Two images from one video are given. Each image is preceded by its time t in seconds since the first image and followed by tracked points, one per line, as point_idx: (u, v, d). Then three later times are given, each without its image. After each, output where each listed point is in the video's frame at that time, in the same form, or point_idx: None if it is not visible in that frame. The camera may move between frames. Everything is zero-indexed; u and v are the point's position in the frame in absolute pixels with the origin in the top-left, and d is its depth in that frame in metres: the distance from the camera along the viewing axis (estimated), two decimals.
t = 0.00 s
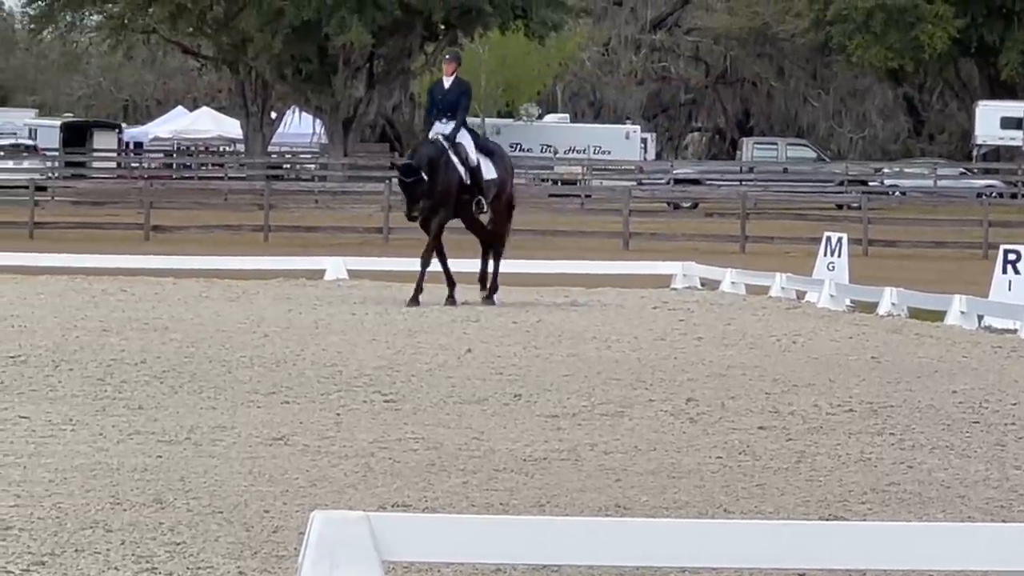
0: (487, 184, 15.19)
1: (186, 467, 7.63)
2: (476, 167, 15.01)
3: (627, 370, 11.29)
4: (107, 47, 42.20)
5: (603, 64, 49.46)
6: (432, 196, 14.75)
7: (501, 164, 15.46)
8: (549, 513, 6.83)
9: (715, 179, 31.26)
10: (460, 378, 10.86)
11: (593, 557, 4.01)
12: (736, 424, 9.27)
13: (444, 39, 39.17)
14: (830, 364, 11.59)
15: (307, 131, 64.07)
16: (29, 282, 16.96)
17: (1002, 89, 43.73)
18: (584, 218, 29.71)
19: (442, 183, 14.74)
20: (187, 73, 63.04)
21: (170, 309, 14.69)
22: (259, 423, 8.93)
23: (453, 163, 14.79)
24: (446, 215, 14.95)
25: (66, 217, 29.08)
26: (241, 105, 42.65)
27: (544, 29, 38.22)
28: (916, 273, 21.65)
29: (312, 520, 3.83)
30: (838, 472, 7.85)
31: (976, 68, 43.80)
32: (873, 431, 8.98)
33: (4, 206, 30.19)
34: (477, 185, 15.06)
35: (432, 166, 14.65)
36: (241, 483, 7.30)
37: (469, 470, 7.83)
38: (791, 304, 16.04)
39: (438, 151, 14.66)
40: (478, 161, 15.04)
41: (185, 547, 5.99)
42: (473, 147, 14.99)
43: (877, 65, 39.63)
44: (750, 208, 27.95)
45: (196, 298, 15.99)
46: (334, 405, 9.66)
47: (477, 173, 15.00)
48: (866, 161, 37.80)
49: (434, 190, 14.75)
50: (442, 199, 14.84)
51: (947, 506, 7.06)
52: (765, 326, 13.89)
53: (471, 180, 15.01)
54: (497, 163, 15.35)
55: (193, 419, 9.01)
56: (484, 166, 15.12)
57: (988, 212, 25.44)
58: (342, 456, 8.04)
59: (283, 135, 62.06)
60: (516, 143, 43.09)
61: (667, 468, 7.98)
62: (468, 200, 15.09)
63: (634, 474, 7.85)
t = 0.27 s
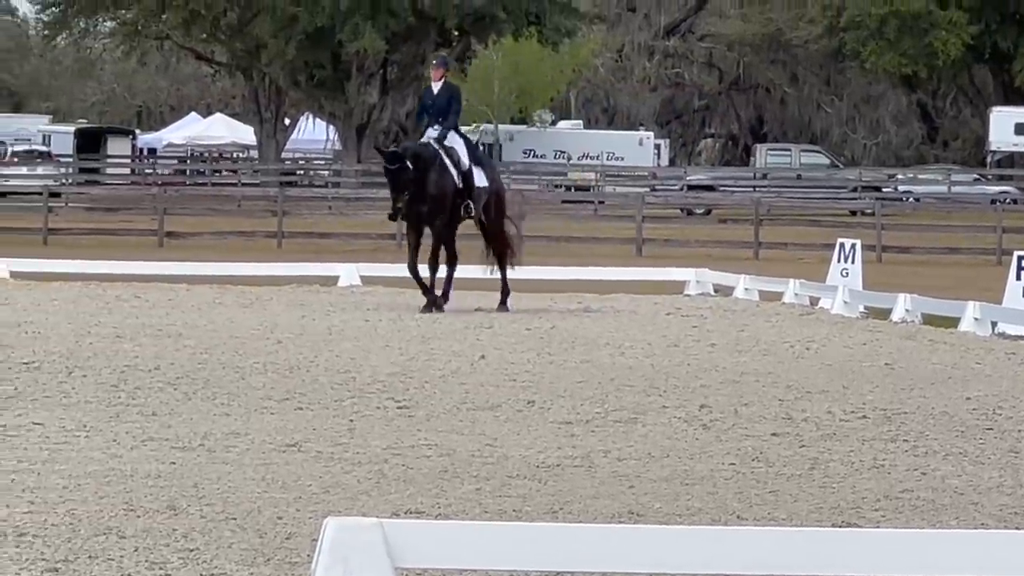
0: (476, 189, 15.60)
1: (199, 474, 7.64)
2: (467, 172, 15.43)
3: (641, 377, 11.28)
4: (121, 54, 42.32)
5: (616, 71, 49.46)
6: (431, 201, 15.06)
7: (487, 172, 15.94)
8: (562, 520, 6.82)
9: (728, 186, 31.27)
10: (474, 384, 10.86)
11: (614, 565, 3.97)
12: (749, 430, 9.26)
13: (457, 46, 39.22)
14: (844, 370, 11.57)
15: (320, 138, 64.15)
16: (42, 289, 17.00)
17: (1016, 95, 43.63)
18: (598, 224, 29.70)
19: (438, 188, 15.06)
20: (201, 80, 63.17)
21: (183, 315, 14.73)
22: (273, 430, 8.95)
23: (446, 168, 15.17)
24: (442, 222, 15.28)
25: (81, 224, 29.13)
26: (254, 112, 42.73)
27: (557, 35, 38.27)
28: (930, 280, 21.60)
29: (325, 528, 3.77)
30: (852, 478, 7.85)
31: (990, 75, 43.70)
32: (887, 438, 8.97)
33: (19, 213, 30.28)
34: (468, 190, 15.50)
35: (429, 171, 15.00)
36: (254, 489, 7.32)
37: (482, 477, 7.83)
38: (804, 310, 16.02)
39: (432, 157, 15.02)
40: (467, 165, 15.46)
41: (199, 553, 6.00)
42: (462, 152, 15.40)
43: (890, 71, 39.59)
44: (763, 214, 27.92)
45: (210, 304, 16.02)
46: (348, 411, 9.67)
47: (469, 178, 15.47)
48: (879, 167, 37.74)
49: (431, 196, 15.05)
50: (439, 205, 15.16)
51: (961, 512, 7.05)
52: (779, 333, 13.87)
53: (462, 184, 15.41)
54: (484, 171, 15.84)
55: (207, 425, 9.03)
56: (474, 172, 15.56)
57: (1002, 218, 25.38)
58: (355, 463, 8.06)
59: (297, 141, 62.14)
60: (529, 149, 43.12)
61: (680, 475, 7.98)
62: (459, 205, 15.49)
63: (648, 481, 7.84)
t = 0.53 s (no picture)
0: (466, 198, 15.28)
1: (210, 481, 7.65)
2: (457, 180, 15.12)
3: (652, 384, 11.27)
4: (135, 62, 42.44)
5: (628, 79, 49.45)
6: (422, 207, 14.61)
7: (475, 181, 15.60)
8: (573, 528, 6.82)
9: (740, 194, 31.25)
10: (485, 392, 10.85)
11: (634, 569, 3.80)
12: (760, 438, 9.25)
13: (468, 53, 39.27)
14: (855, 377, 11.54)
15: (332, 145, 64.21)
16: (54, 296, 17.04)
17: None
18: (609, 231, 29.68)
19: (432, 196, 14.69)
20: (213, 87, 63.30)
21: (195, 323, 14.75)
22: (284, 437, 8.96)
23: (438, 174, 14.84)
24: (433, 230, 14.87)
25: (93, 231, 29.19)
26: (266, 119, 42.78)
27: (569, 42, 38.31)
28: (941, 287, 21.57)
29: (336, 535, 3.66)
30: (863, 486, 7.83)
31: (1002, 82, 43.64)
32: (898, 445, 8.96)
33: (32, 220, 30.35)
34: (459, 197, 15.13)
35: (419, 177, 14.56)
36: (265, 497, 7.32)
37: (493, 485, 7.83)
38: (816, 317, 16.00)
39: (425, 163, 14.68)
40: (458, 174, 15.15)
41: (210, 561, 6.01)
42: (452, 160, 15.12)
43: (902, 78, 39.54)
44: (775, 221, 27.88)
45: (222, 312, 16.04)
46: (359, 419, 9.68)
47: (458, 185, 15.11)
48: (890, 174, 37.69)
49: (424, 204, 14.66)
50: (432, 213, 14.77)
51: (973, 520, 7.03)
52: (790, 340, 13.85)
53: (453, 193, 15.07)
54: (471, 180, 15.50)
55: (218, 432, 9.04)
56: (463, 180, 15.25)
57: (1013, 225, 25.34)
58: (367, 470, 8.06)
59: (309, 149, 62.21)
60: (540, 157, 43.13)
61: (692, 482, 7.98)
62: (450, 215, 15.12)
63: (659, 488, 7.84)
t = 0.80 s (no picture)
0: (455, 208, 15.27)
1: (223, 491, 7.66)
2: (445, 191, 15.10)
3: (665, 394, 11.25)
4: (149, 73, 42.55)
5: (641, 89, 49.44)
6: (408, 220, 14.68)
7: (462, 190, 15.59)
8: (586, 538, 6.80)
9: (754, 203, 31.23)
10: (498, 402, 10.84)
11: None
12: (773, 447, 9.23)
13: (481, 62, 39.31)
14: (868, 387, 11.52)
15: (345, 155, 64.32)
16: (67, 306, 17.08)
17: None
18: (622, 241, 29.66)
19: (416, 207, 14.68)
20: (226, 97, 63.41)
21: (208, 333, 14.77)
22: (297, 447, 8.97)
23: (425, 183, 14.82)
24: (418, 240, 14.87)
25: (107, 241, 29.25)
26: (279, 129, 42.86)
27: (582, 51, 38.32)
28: (955, 296, 21.52)
29: (348, 545, 3.62)
30: (876, 495, 7.82)
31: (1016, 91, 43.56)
32: (911, 454, 8.93)
33: (45, 231, 30.42)
34: (446, 208, 15.10)
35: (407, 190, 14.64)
36: (279, 507, 7.33)
37: (506, 495, 7.83)
38: (829, 327, 15.97)
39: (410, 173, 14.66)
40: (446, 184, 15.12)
41: (224, 570, 6.02)
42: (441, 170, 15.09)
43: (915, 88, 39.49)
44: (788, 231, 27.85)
45: (234, 321, 16.06)
46: (372, 429, 9.68)
47: (447, 195, 15.07)
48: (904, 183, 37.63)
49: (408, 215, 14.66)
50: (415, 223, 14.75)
51: (986, 528, 7.02)
52: (804, 350, 13.81)
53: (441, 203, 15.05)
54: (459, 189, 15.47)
55: (232, 442, 9.05)
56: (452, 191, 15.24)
57: None
58: (380, 481, 8.06)
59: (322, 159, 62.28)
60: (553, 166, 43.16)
61: (705, 491, 7.96)
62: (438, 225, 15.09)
63: (672, 498, 7.83)
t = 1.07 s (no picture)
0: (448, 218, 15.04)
1: (239, 503, 7.68)
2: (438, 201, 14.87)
3: (681, 405, 11.25)
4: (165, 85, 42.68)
5: (656, 100, 49.45)
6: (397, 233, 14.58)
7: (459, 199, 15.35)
8: (602, 548, 6.81)
9: (769, 214, 31.21)
10: (514, 413, 10.86)
11: None
12: (790, 458, 9.23)
13: (497, 73, 39.37)
14: (885, 397, 11.50)
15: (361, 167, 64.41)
16: (83, 318, 17.13)
17: None
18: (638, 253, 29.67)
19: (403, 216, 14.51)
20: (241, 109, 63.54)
21: (224, 345, 14.81)
22: (313, 458, 8.99)
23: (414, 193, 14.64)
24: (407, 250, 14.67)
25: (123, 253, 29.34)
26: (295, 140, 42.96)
27: (597, 62, 38.35)
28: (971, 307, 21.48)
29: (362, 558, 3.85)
30: (892, 506, 7.81)
31: None
32: (928, 464, 8.92)
33: (61, 243, 30.50)
34: (438, 219, 14.89)
35: (398, 202, 14.54)
36: (294, 518, 7.34)
37: (522, 505, 7.84)
38: (845, 338, 15.95)
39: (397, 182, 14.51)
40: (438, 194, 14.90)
41: None
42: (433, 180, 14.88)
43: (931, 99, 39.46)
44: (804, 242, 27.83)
45: (250, 333, 16.10)
46: (388, 440, 9.69)
47: (438, 207, 14.84)
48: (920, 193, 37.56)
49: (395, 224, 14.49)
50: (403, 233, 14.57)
51: (1002, 539, 7.02)
52: (820, 361, 13.80)
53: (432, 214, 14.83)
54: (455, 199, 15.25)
55: (248, 454, 9.07)
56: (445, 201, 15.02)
57: None
58: (396, 492, 8.07)
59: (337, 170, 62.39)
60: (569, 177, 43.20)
61: (721, 502, 7.97)
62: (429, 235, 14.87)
63: (688, 508, 7.83)
